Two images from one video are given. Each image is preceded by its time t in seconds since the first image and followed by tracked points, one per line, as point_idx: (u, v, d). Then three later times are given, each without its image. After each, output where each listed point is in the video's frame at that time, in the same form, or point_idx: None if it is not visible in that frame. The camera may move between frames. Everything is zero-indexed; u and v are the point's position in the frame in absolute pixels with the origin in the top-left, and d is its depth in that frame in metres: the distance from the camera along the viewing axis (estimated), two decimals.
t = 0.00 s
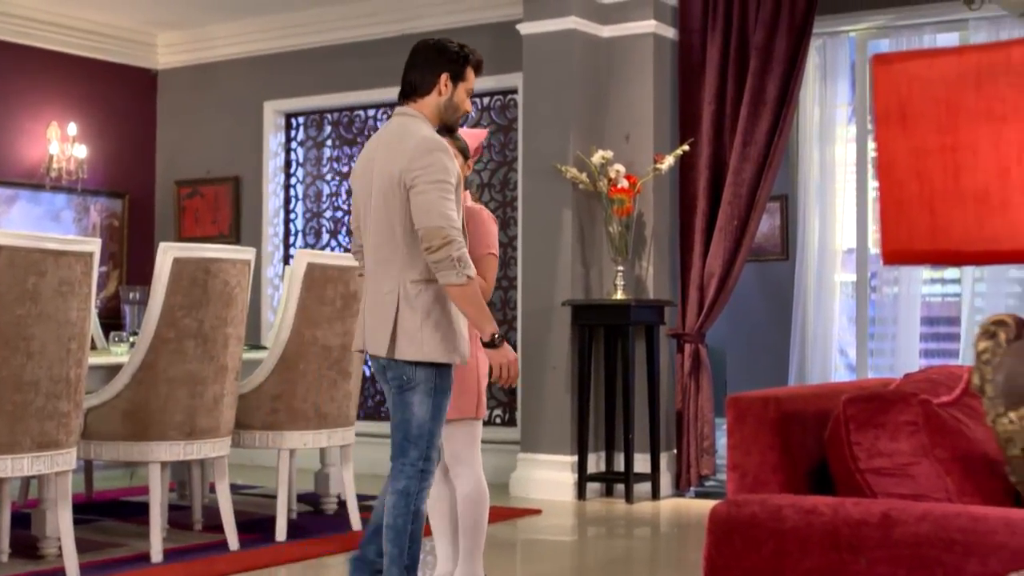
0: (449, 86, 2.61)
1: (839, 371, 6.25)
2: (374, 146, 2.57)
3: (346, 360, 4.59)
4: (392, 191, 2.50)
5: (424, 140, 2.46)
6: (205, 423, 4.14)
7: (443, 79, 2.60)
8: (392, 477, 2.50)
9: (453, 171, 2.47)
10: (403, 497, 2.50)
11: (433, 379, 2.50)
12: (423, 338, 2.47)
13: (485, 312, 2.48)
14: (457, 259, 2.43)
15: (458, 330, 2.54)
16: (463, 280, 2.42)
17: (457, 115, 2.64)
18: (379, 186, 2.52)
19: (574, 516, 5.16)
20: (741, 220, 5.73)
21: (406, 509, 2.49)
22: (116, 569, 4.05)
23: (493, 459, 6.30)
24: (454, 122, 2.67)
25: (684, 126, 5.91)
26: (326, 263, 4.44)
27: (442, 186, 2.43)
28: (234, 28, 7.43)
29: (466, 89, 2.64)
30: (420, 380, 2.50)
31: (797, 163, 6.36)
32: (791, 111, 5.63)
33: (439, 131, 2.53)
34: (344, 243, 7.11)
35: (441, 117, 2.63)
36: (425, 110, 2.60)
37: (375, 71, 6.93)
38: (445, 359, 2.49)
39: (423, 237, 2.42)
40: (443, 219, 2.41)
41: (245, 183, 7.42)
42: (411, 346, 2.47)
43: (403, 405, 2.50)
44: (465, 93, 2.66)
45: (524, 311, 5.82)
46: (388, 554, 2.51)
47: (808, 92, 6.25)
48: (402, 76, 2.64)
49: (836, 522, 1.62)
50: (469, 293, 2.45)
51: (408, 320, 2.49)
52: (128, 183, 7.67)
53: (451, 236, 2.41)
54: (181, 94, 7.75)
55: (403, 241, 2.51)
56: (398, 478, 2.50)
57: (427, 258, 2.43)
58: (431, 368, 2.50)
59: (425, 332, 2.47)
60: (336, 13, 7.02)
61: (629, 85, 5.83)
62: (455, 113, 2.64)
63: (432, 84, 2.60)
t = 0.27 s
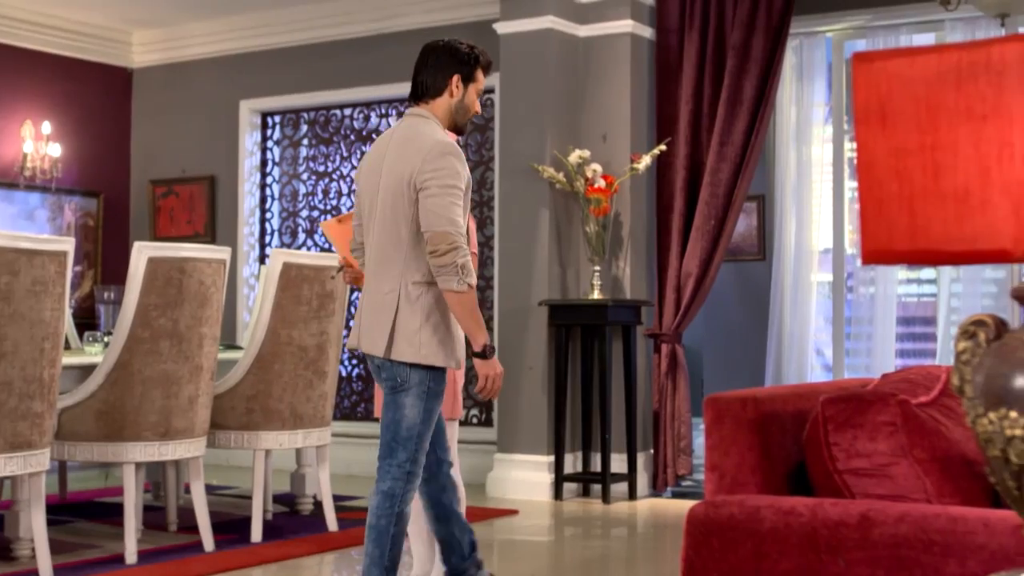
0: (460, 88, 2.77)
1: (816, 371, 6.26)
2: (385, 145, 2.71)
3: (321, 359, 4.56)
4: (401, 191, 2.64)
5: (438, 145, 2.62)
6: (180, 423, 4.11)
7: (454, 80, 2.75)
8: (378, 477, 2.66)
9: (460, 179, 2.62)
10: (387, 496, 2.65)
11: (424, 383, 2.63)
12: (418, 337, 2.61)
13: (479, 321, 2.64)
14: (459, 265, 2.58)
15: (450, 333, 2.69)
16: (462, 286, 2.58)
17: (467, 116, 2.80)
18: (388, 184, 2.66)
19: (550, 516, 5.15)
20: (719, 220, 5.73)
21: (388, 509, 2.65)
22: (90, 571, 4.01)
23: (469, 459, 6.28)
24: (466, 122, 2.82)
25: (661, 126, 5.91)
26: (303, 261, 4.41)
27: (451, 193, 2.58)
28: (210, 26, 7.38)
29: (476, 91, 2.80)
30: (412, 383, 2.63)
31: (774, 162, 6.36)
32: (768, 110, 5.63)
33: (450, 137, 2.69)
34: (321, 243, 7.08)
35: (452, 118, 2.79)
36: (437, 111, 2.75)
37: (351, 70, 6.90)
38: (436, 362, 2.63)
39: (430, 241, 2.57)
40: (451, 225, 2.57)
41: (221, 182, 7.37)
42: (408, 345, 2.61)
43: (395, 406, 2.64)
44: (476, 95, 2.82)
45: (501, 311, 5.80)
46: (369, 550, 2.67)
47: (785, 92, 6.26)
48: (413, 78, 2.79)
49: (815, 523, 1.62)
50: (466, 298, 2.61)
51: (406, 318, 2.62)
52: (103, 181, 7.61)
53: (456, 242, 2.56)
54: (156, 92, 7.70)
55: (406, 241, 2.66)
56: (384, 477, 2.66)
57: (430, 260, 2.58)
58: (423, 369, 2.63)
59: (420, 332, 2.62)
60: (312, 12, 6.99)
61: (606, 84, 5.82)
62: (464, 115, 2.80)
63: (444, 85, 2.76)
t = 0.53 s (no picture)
0: (466, 88, 2.74)
1: (797, 370, 6.27)
2: (395, 148, 2.73)
3: (302, 358, 4.54)
4: (410, 193, 2.66)
5: (442, 146, 2.62)
6: (159, 423, 4.07)
7: (459, 82, 2.73)
8: (375, 475, 2.63)
9: (466, 179, 2.62)
10: (382, 494, 2.62)
11: (427, 385, 2.63)
12: (426, 338, 2.62)
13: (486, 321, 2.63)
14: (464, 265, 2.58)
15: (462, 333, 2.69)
16: (467, 286, 2.58)
17: (479, 115, 2.77)
18: (397, 186, 2.68)
19: (532, 516, 5.13)
20: (700, 219, 5.73)
21: (381, 506, 2.61)
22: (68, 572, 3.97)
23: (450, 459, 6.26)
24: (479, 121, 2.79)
25: (642, 125, 5.90)
26: (283, 260, 4.39)
27: (455, 193, 2.59)
28: (190, 24, 7.34)
29: (483, 89, 2.76)
30: (417, 384, 2.63)
31: (755, 161, 6.37)
32: (750, 109, 5.63)
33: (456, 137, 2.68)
34: (301, 242, 7.05)
35: (463, 120, 2.76)
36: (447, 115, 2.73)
37: (332, 69, 6.87)
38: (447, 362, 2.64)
39: (435, 241, 2.57)
40: (455, 226, 2.57)
41: (201, 180, 7.33)
42: (417, 345, 2.62)
43: (398, 406, 2.63)
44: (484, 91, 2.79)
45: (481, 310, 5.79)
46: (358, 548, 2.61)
47: (765, 91, 6.27)
48: (419, 86, 2.77)
49: (798, 524, 1.61)
50: (471, 299, 2.60)
51: (415, 319, 2.64)
52: (82, 180, 7.56)
53: (460, 242, 2.56)
54: (136, 90, 7.65)
55: (417, 241, 2.67)
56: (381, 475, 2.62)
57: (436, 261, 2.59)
58: (429, 370, 2.64)
59: (429, 332, 2.63)
60: (292, 10, 6.95)
61: (587, 83, 5.81)
62: (475, 114, 2.77)
63: (451, 88, 2.73)
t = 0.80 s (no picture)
0: (471, 82, 2.76)
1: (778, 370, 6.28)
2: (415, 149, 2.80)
3: (282, 359, 4.51)
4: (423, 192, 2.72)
5: (446, 141, 2.66)
6: (138, 423, 4.04)
7: (463, 77, 2.75)
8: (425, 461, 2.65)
9: (474, 170, 2.65)
10: (428, 481, 2.63)
11: (464, 377, 2.67)
12: (451, 331, 2.66)
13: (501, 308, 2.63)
14: (474, 255, 2.60)
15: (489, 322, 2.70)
16: (477, 276, 2.59)
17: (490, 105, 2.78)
18: (414, 186, 2.74)
19: (513, 517, 5.12)
20: (681, 219, 5.73)
21: (426, 492, 2.63)
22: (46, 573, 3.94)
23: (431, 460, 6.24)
24: (491, 111, 2.81)
25: (623, 125, 5.90)
26: (263, 260, 4.37)
27: (460, 186, 2.61)
28: (169, 22, 7.30)
29: (489, 78, 2.78)
30: (454, 376, 2.67)
31: (736, 162, 6.37)
32: (730, 110, 5.63)
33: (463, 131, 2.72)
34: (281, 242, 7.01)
35: (475, 113, 2.78)
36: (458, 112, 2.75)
37: (312, 68, 6.84)
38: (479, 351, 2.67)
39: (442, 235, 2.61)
40: (460, 218, 2.60)
41: (181, 179, 7.29)
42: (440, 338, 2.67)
43: (440, 401, 2.68)
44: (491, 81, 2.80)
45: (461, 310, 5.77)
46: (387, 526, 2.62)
47: (746, 92, 6.28)
48: (427, 88, 2.80)
49: (781, 525, 1.60)
50: (484, 288, 2.61)
51: (440, 313, 2.69)
52: (60, 179, 7.50)
53: (466, 233, 2.58)
54: (115, 89, 7.60)
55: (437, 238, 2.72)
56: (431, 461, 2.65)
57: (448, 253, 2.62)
58: (460, 362, 2.67)
59: (453, 324, 2.67)
60: (272, 9, 6.92)
61: (568, 84, 5.80)
62: (486, 105, 2.79)
63: (455, 85, 2.76)
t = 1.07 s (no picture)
0: (485, 86, 2.70)
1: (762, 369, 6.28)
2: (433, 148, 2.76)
3: (265, 358, 4.49)
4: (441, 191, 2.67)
5: (463, 141, 2.61)
6: (121, 423, 4.01)
7: (475, 82, 2.69)
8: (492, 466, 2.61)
9: (491, 170, 2.59)
10: (500, 480, 2.61)
11: (503, 372, 2.61)
12: (464, 330, 2.61)
13: (512, 307, 2.55)
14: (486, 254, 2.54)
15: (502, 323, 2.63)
16: (488, 274, 2.53)
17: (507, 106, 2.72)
18: (431, 184, 2.70)
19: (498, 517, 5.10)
20: (666, 219, 5.72)
21: (504, 491, 2.61)
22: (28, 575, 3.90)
23: (415, 460, 6.22)
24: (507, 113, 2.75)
25: (607, 125, 5.89)
26: (246, 259, 4.35)
27: (474, 184, 2.56)
28: (152, 21, 7.25)
29: (502, 79, 2.71)
30: (492, 374, 2.61)
31: (720, 161, 6.37)
32: (715, 109, 5.63)
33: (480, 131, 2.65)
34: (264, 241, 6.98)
35: (492, 115, 2.72)
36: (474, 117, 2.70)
37: (296, 67, 6.81)
38: (492, 350, 2.60)
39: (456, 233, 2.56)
40: (473, 216, 2.54)
41: (164, 178, 7.25)
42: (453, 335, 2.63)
43: (483, 400, 2.61)
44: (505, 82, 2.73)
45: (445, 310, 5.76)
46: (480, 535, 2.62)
47: (731, 91, 6.28)
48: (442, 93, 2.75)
49: (768, 526, 1.59)
50: (496, 287, 2.55)
51: (456, 313, 2.63)
52: (42, 178, 7.45)
53: (478, 232, 2.53)
54: (98, 88, 7.56)
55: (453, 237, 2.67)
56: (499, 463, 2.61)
57: (460, 252, 2.57)
58: (483, 361, 2.61)
59: (467, 323, 2.61)
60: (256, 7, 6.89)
61: (552, 83, 5.79)
62: (502, 106, 2.72)
63: (468, 92, 2.70)
